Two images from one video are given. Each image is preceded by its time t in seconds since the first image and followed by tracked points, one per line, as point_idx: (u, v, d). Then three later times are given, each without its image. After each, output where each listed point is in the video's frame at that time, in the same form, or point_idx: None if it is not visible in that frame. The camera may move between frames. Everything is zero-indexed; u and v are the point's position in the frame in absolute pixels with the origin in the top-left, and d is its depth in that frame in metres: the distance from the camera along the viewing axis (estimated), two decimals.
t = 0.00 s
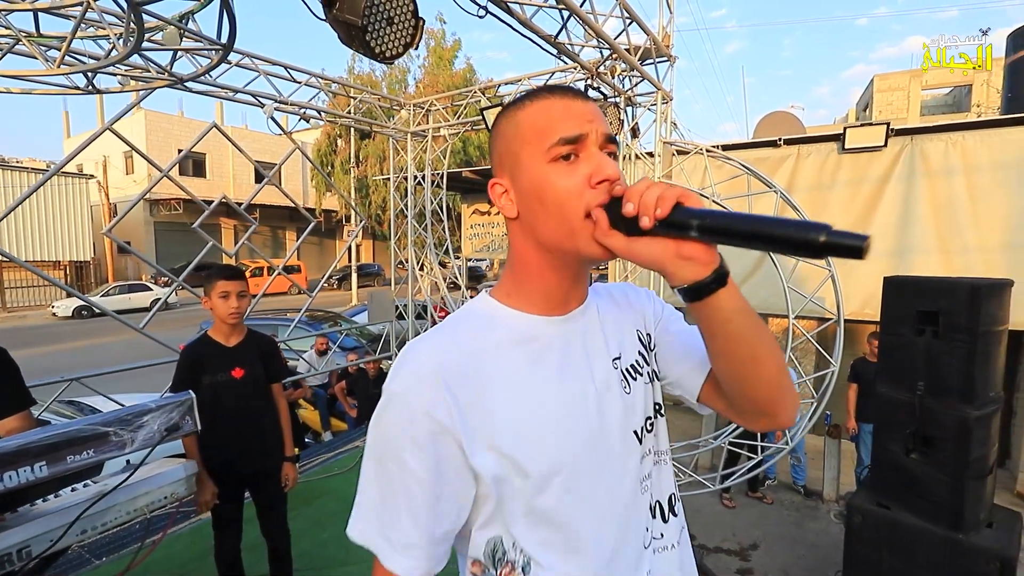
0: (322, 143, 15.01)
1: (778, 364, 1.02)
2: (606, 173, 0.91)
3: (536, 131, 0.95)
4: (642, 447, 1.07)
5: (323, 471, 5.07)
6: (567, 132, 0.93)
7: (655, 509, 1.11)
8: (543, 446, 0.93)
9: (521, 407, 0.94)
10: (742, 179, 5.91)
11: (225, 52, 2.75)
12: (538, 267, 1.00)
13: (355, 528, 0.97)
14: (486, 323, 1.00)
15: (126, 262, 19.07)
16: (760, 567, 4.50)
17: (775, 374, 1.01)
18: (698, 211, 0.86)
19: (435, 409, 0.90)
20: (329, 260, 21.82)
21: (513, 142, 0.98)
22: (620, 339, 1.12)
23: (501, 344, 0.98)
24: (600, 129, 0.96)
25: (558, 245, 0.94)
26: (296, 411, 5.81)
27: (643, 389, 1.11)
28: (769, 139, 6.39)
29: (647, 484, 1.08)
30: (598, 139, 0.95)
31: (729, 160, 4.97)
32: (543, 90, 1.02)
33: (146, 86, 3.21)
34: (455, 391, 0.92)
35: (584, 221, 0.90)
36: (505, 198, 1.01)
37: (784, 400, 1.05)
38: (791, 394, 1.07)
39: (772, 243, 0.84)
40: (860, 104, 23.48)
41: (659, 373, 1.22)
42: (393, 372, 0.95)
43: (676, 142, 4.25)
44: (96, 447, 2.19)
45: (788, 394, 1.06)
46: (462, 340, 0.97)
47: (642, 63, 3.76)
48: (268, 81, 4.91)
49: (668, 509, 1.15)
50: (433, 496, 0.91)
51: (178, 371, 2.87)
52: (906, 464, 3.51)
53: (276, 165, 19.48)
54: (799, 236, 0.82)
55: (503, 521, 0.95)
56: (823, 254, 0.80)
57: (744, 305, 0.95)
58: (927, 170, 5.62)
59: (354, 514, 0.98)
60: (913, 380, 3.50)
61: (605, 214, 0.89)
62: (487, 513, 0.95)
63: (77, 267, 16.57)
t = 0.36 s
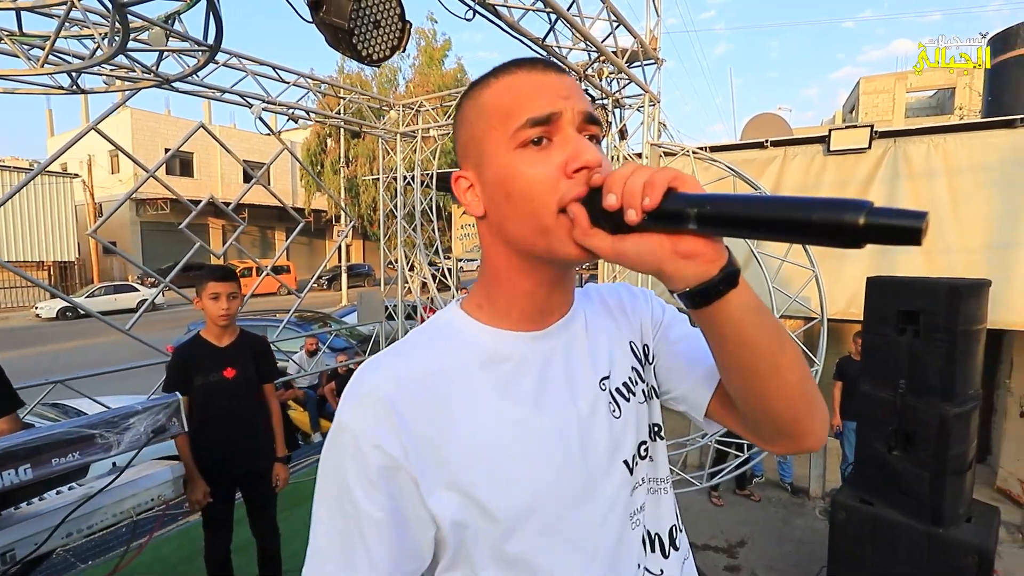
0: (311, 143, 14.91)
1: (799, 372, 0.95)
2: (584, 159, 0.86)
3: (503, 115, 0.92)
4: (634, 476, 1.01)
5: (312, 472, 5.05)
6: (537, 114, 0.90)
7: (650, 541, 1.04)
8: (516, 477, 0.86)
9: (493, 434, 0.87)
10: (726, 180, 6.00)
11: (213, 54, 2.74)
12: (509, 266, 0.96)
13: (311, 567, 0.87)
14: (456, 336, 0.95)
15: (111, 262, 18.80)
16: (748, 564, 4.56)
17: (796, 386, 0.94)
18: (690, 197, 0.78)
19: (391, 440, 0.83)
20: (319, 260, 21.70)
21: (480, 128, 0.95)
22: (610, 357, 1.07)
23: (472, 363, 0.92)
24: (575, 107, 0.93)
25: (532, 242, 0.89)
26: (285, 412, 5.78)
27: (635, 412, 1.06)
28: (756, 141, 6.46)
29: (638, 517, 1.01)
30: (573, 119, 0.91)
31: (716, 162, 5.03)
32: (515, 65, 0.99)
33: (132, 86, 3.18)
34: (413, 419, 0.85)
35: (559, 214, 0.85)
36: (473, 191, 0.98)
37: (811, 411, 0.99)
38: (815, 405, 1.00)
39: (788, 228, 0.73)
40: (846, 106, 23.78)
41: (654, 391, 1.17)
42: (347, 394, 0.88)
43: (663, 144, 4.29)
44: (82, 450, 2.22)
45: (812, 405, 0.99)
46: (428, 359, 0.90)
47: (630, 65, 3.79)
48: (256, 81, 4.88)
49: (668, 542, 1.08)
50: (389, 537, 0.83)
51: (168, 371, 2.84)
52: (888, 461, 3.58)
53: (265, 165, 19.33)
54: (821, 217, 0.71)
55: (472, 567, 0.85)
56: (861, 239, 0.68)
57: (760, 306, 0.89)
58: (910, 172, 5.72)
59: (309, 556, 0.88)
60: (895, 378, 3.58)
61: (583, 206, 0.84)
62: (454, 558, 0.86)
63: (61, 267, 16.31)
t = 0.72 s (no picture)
0: (300, 143, 14.85)
1: (766, 378, 1.02)
2: (550, 169, 0.92)
3: (472, 131, 0.99)
4: (603, 479, 1.06)
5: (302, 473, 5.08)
6: (503, 128, 0.96)
7: (621, 543, 1.08)
8: (484, 476, 0.92)
9: (465, 434, 0.93)
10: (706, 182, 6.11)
11: (203, 63, 2.78)
12: (484, 278, 1.03)
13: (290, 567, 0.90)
14: (433, 343, 1.02)
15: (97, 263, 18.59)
16: (732, 559, 4.66)
17: (758, 388, 1.01)
18: (652, 207, 0.82)
19: (368, 438, 0.88)
20: (309, 261, 21.61)
21: (453, 144, 1.02)
22: (581, 365, 1.12)
23: (445, 369, 0.98)
24: (540, 120, 0.99)
25: (505, 251, 0.95)
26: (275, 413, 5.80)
27: (606, 417, 1.11)
28: (740, 144, 6.57)
29: (608, 518, 1.06)
30: (538, 132, 0.97)
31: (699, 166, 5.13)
32: (483, 84, 1.06)
33: (121, 92, 3.20)
34: (389, 420, 0.91)
35: (529, 224, 0.91)
36: (450, 206, 1.05)
37: (777, 418, 1.05)
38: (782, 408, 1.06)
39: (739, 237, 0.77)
40: (832, 108, 24.11)
41: (627, 401, 1.20)
42: (327, 396, 0.93)
43: (648, 148, 4.38)
44: (76, 450, 2.34)
45: (779, 409, 1.05)
46: (404, 364, 0.97)
47: (614, 72, 3.87)
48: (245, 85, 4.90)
49: (642, 543, 1.13)
50: (367, 533, 0.87)
51: (166, 372, 2.86)
52: (864, 456, 3.70)
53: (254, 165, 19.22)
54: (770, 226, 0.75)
55: (445, 563, 0.90)
56: (808, 247, 0.72)
57: (724, 313, 0.96)
58: (889, 175, 5.86)
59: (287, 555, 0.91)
60: (870, 376, 3.69)
61: (551, 216, 0.89)
62: (424, 557, 0.90)
63: (46, 268, 16.10)
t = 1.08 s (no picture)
0: (288, 146, 14.84)
1: (706, 388, 1.16)
2: (529, 219, 1.04)
3: (466, 183, 1.10)
4: (570, 476, 1.16)
5: (292, 475, 5.17)
6: (491, 182, 1.08)
7: (590, 535, 1.18)
8: (466, 472, 1.03)
9: (450, 436, 1.04)
10: (677, 192, 6.48)
11: (197, 84, 2.89)
12: (475, 302, 1.13)
13: (305, 537, 1.06)
14: (427, 354, 1.14)
15: (81, 265, 18.40)
16: (710, 553, 4.83)
17: (703, 399, 1.15)
18: (607, 247, 0.94)
19: (371, 435, 1.02)
20: (297, 263, 21.54)
21: (450, 192, 1.14)
22: (558, 374, 1.22)
23: (435, 377, 1.09)
24: (525, 176, 1.10)
25: (490, 282, 1.07)
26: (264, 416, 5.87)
27: (576, 421, 1.21)
28: (719, 151, 6.75)
29: (577, 510, 1.16)
30: (521, 186, 1.09)
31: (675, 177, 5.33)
32: (476, 141, 1.17)
33: (115, 109, 3.29)
34: (390, 421, 1.04)
35: (509, 261, 1.03)
36: (449, 241, 1.16)
37: (720, 420, 1.19)
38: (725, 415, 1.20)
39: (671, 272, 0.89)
40: (816, 112, 24.55)
41: (597, 407, 1.29)
42: (338, 399, 1.07)
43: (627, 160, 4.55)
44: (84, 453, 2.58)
45: (721, 417, 1.19)
46: (401, 372, 1.09)
47: (592, 86, 4.05)
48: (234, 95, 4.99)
49: (611, 534, 1.22)
50: (368, 513, 1.02)
51: (169, 376, 2.95)
52: (831, 453, 3.89)
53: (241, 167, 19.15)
54: (688, 261, 0.87)
55: (433, 544, 1.04)
56: (711, 277, 0.85)
57: (670, 334, 1.11)
58: (861, 182, 6.08)
59: (303, 526, 1.08)
60: (836, 376, 3.89)
61: (530, 256, 1.02)
62: (417, 535, 1.05)
63: (28, 270, 15.90)
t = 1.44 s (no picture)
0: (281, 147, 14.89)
1: (639, 425, 1.30)
2: (512, 268, 1.17)
3: (462, 225, 1.19)
4: (536, 478, 1.28)
5: (286, 475, 5.27)
6: (487, 230, 1.17)
7: (551, 529, 1.30)
8: (447, 475, 1.15)
9: (433, 443, 1.16)
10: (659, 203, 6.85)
11: (196, 104, 3.02)
12: (453, 324, 1.24)
13: (306, 535, 1.18)
14: (413, 368, 1.25)
15: (73, 266, 18.35)
16: (694, 550, 4.97)
17: (637, 433, 1.30)
18: (572, 309, 1.13)
19: (366, 443, 1.14)
20: (291, 263, 21.55)
21: (443, 227, 1.23)
22: (527, 387, 1.35)
23: (420, 389, 1.21)
24: (515, 229, 1.20)
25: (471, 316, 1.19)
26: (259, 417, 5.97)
27: (543, 430, 1.33)
28: (706, 157, 6.89)
29: (540, 507, 1.28)
30: (511, 238, 1.19)
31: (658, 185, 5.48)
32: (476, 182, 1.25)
33: (117, 125, 3.40)
34: (381, 429, 1.16)
35: (490, 304, 1.16)
36: (435, 267, 1.25)
37: (645, 452, 1.32)
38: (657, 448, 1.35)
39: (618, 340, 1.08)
40: (806, 114, 24.77)
41: (560, 419, 1.42)
42: (335, 409, 1.18)
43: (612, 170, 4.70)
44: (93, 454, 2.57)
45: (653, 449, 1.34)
46: (390, 385, 1.20)
47: (576, 98, 4.23)
48: (230, 105, 5.09)
49: (568, 529, 1.34)
50: (361, 511, 1.14)
51: (175, 380, 3.04)
52: (808, 452, 4.03)
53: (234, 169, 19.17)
54: (630, 337, 1.09)
55: (415, 539, 1.16)
56: (646, 354, 1.07)
57: (612, 374, 1.25)
58: (843, 188, 6.23)
59: (305, 525, 1.20)
60: (812, 379, 4.04)
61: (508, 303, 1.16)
62: (403, 531, 1.17)
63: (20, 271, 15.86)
